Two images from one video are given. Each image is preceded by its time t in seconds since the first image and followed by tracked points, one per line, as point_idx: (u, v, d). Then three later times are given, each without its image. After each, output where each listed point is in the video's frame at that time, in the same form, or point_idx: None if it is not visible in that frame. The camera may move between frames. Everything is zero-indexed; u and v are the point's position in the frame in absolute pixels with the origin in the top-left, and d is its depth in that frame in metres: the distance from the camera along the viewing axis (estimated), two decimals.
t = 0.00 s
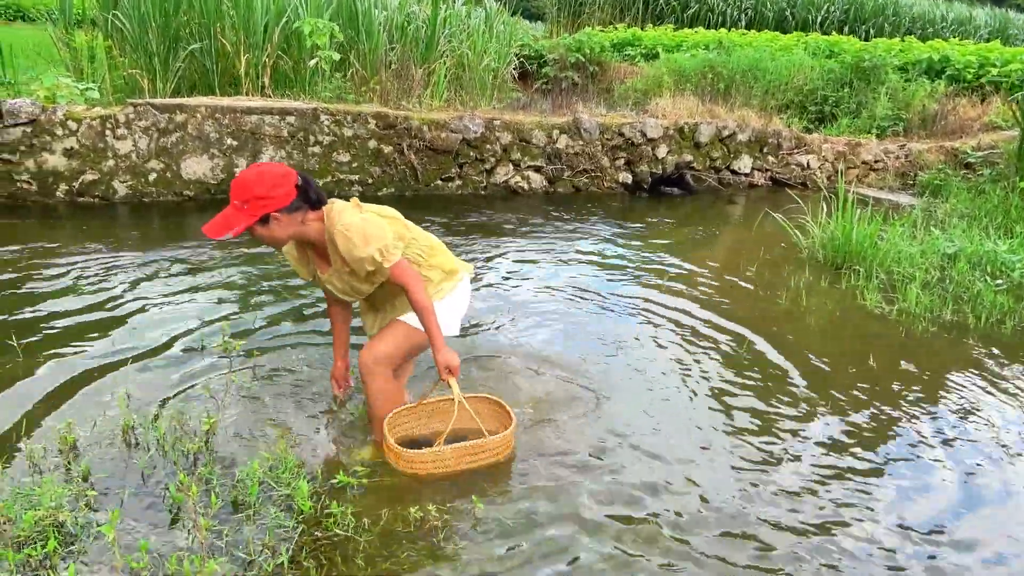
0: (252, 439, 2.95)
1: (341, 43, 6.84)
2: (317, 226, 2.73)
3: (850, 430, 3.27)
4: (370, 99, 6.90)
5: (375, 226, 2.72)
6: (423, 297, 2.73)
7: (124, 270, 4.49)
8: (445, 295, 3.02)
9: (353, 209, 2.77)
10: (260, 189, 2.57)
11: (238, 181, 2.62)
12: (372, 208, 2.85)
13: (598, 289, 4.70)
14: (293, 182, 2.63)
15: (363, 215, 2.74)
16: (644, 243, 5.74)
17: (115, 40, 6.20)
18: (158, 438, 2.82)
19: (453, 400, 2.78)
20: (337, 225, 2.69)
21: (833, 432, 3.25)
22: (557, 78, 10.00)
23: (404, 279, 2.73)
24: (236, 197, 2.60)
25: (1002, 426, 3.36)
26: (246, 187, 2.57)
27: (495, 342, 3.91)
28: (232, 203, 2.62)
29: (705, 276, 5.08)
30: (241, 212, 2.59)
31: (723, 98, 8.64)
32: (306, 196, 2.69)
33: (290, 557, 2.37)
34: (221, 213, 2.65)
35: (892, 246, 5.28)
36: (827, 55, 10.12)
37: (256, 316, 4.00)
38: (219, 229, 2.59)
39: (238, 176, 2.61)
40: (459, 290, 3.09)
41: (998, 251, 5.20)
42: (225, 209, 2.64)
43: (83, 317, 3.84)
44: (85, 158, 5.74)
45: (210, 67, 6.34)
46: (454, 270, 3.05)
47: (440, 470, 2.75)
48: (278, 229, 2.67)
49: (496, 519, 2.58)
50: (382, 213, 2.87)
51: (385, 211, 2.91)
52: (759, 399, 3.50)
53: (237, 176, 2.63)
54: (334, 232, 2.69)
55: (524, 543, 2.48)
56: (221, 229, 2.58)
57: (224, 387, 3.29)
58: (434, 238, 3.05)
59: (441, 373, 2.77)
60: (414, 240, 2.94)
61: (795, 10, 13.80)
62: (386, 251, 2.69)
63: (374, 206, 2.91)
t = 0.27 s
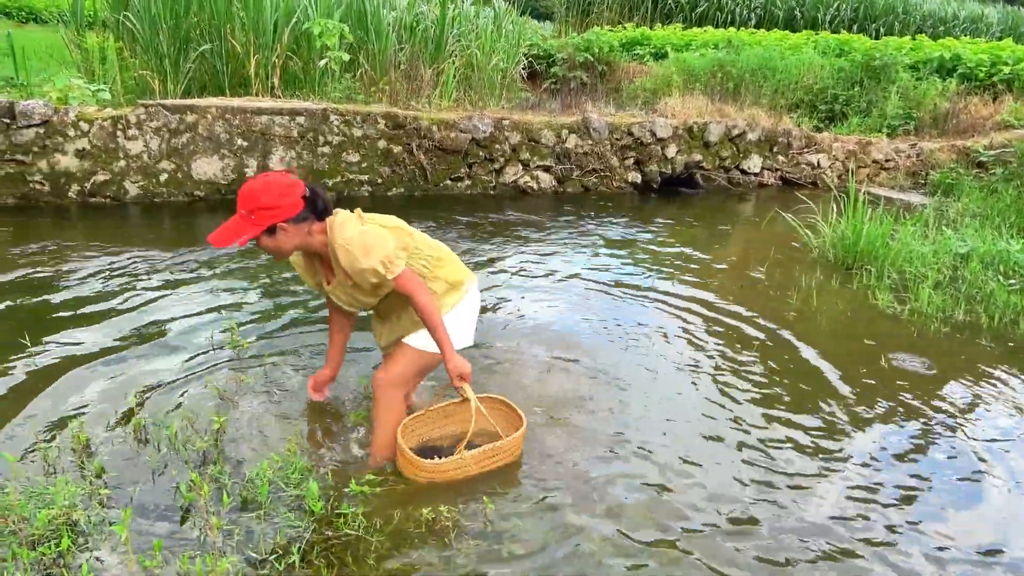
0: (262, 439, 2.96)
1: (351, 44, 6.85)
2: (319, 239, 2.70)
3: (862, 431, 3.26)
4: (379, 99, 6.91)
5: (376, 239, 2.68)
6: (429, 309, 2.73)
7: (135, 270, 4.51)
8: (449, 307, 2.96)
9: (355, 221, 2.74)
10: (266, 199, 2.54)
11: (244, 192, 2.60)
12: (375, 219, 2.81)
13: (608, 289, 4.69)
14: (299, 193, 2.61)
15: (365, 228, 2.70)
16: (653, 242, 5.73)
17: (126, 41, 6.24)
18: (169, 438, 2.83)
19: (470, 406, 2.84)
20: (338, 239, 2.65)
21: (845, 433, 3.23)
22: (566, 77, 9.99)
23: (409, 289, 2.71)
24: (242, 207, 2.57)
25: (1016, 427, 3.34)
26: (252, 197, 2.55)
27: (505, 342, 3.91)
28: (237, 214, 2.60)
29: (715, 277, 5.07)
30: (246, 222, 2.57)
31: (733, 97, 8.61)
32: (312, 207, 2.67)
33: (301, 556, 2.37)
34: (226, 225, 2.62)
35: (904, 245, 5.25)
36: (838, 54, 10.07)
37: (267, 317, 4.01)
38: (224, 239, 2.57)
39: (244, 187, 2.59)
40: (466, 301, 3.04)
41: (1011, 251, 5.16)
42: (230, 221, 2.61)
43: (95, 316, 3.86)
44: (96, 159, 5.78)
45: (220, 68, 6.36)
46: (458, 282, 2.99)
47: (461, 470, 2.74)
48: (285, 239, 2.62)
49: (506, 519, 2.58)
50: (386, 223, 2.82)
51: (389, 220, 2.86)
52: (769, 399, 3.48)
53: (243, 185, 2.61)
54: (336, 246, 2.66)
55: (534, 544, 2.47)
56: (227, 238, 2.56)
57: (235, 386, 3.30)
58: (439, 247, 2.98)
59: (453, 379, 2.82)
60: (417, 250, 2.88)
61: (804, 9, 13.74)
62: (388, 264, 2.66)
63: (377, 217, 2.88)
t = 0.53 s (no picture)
0: (275, 439, 2.97)
1: (362, 44, 6.87)
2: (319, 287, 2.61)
3: (876, 432, 3.24)
4: (391, 99, 6.93)
5: (375, 280, 2.59)
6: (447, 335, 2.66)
7: (149, 270, 4.54)
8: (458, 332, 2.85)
9: (351, 263, 2.63)
10: (268, 250, 2.45)
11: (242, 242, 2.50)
12: (370, 254, 2.70)
13: (619, 290, 4.68)
14: (299, 241, 2.51)
15: (362, 268, 2.60)
16: (665, 242, 5.71)
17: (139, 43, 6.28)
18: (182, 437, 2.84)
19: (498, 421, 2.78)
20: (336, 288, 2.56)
21: (860, 434, 3.22)
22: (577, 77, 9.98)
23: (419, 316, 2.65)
24: (242, 260, 2.47)
25: None
26: (251, 249, 2.45)
27: (516, 342, 3.91)
28: (237, 265, 2.51)
29: (727, 276, 5.05)
30: (248, 275, 2.47)
31: (744, 96, 8.58)
32: (313, 253, 2.58)
33: (316, 555, 2.38)
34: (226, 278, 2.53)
35: (918, 245, 5.20)
36: (850, 52, 10.01)
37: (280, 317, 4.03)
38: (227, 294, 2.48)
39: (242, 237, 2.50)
40: (474, 322, 2.92)
41: None
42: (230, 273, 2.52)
43: (109, 316, 3.89)
44: (111, 159, 5.83)
45: (233, 69, 6.40)
46: (462, 305, 2.87)
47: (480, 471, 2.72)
48: (289, 288, 2.54)
49: (518, 518, 2.58)
50: (382, 257, 2.71)
51: (384, 252, 2.75)
52: (782, 400, 3.47)
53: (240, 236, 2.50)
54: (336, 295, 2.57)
55: (548, 544, 2.47)
56: (230, 293, 2.46)
57: (248, 385, 3.32)
58: (438, 271, 2.87)
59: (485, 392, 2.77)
60: (417, 278, 2.77)
61: (817, 8, 13.67)
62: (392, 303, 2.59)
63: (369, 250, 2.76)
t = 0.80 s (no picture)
0: (288, 437, 2.99)
1: (374, 44, 6.89)
2: (321, 320, 2.56)
3: (891, 433, 3.21)
4: (402, 99, 6.95)
5: (378, 306, 2.56)
6: (462, 349, 2.71)
7: (163, 269, 4.57)
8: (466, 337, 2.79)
9: (350, 292, 2.60)
10: (267, 291, 2.40)
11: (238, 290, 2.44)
12: (366, 281, 2.67)
13: (631, 290, 4.68)
14: (297, 281, 2.47)
15: (363, 296, 2.57)
16: (676, 242, 5.70)
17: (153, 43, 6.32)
18: (196, 434, 2.86)
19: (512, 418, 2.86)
20: (340, 320, 2.52)
21: (874, 435, 3.19)
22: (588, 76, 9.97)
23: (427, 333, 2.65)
24: (241, 307, 2.41)
25: None
26: (251, 292, 2.40)
27: (527, 342, 3.91)
28: (236, 315, 2.43)
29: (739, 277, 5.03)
30: (250, 320, 2.40)
31: (756, 96, 8.55)
32: (312, 291, 2.54)
33: (328, 552, 2.39)
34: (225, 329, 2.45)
35: (932, 245, 5.17)
36: (864, 52, 9.95)
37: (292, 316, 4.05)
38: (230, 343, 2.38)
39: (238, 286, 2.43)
40: (481, 325, 2.86)
41: None
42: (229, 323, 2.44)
43: (124, 314, 3.92)
44: (125, 159, 5.88)
45: (245, 69, 6.43)
46: (466, 311, 2.81)
47: (490, 468, 2.74)
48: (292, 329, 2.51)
49: (530, 517, 2.58)
50: (379, 282, 2.68)
51: (379, 277, 2.71)
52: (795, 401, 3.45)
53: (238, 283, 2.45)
54: (340, 329, 2.53)
55: (559, 543, 2.47)
56: (233, 342, 2.37)
57: (261, 384, 3.34)
58: (436, 284, 2.83)
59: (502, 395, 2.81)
60: (417, 294, 2.74)
61: (830, 7, 13.59)
62: (400, 324, 2.56)
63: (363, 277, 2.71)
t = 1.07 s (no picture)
0: (300, 434, 3.01)
1: (389, 43, 6.91)
2: (325, 343, 2.57)
3: (905, 439, 3.20)
4: (416, 98, 6.96)
5: (382, 325, 2.56)
6: (468, 356, 2.72)
7: (178, 264, 4.61)
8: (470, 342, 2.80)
9: (351, 313, 2.59)
10: (272, 319, 2.42)
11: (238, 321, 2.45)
12: (366, 299, 2.66)
13: (643, 291, 4.67)
14: (298, 306, 2.49)
15: (365, 317, 2.56)
16: (689, 244, 5.68)
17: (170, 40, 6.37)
18: (210, 428, 2.89)
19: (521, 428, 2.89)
20: (344, 342, 2.52)
21: (889, 442, 3.17)
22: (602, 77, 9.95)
23: (434, 346, 2.66)
24: (245, 338, 2.42)
25: None
26: (255, 322, 2.41)
27: (539, 342, 3.91)
28: (239, 347, 2.44)
29: (751, 279, 5.01)
30: (256, 351, 2.42)
31: (771, 98, 8.51)
32: (313, 316, 2.56)
33: (340, 548, 2.41)
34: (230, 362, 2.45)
35: (948, 250, 5.13)
36: (881, 54, 9.89)
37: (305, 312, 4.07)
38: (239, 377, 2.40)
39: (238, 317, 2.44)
40: (486, 327, 2.88)
41: None
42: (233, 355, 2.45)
43: (140, 309, 3.96)
44: (142, 154, 5.93)
45: (261, 67, 6.47)
46: (469, 315, 2.82)
47: (498, 475, 2.75)
48: (296, 355, 2.52)
49: (540, 516, 2.59)
50: (379, 298, 2.67)
51: (378, 292, 2.70)
52: (807, 404, 3.44)
53: (238, 314, 2.45)
54: (345, 351, 2.53)
55: (570, 543, 2.47)
56: (242, 375, 2.38)
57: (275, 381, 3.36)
58: (437, 292, 2.83)
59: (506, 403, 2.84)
60: (418, 306, 2.74)
61: (846, 9, 13.51)
62: (405, 341, 2.57)
63: (364, 294, 2.70)
